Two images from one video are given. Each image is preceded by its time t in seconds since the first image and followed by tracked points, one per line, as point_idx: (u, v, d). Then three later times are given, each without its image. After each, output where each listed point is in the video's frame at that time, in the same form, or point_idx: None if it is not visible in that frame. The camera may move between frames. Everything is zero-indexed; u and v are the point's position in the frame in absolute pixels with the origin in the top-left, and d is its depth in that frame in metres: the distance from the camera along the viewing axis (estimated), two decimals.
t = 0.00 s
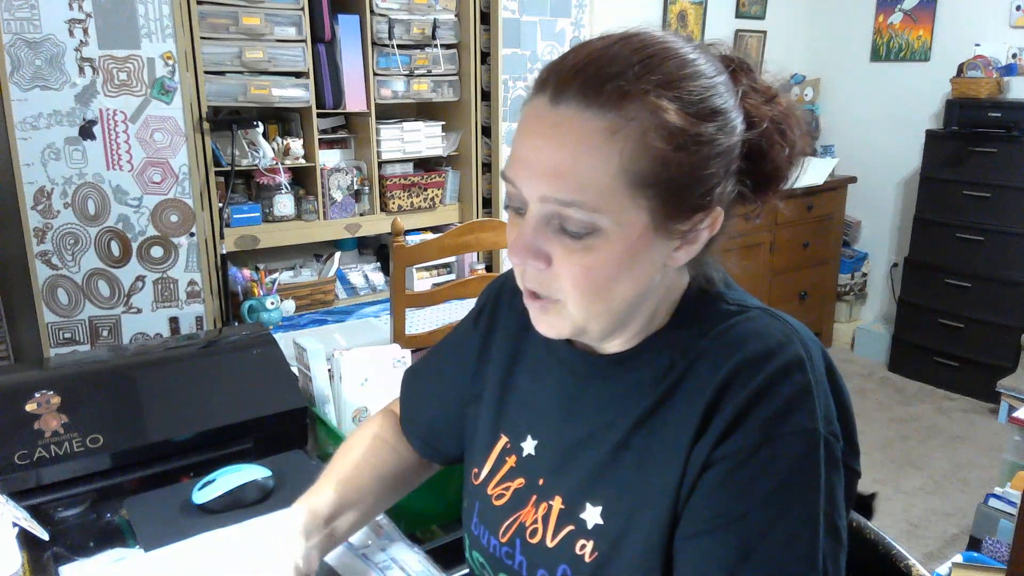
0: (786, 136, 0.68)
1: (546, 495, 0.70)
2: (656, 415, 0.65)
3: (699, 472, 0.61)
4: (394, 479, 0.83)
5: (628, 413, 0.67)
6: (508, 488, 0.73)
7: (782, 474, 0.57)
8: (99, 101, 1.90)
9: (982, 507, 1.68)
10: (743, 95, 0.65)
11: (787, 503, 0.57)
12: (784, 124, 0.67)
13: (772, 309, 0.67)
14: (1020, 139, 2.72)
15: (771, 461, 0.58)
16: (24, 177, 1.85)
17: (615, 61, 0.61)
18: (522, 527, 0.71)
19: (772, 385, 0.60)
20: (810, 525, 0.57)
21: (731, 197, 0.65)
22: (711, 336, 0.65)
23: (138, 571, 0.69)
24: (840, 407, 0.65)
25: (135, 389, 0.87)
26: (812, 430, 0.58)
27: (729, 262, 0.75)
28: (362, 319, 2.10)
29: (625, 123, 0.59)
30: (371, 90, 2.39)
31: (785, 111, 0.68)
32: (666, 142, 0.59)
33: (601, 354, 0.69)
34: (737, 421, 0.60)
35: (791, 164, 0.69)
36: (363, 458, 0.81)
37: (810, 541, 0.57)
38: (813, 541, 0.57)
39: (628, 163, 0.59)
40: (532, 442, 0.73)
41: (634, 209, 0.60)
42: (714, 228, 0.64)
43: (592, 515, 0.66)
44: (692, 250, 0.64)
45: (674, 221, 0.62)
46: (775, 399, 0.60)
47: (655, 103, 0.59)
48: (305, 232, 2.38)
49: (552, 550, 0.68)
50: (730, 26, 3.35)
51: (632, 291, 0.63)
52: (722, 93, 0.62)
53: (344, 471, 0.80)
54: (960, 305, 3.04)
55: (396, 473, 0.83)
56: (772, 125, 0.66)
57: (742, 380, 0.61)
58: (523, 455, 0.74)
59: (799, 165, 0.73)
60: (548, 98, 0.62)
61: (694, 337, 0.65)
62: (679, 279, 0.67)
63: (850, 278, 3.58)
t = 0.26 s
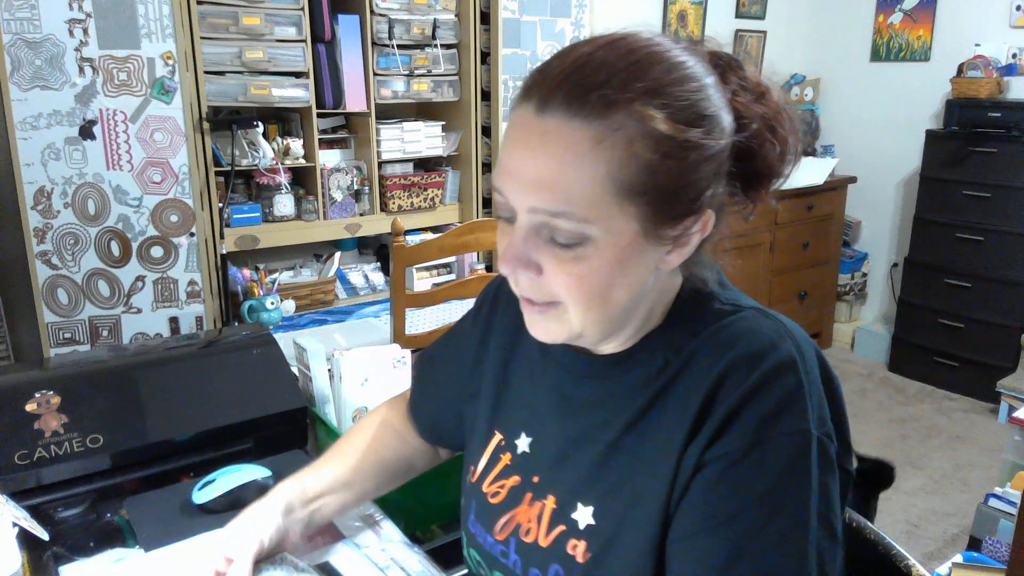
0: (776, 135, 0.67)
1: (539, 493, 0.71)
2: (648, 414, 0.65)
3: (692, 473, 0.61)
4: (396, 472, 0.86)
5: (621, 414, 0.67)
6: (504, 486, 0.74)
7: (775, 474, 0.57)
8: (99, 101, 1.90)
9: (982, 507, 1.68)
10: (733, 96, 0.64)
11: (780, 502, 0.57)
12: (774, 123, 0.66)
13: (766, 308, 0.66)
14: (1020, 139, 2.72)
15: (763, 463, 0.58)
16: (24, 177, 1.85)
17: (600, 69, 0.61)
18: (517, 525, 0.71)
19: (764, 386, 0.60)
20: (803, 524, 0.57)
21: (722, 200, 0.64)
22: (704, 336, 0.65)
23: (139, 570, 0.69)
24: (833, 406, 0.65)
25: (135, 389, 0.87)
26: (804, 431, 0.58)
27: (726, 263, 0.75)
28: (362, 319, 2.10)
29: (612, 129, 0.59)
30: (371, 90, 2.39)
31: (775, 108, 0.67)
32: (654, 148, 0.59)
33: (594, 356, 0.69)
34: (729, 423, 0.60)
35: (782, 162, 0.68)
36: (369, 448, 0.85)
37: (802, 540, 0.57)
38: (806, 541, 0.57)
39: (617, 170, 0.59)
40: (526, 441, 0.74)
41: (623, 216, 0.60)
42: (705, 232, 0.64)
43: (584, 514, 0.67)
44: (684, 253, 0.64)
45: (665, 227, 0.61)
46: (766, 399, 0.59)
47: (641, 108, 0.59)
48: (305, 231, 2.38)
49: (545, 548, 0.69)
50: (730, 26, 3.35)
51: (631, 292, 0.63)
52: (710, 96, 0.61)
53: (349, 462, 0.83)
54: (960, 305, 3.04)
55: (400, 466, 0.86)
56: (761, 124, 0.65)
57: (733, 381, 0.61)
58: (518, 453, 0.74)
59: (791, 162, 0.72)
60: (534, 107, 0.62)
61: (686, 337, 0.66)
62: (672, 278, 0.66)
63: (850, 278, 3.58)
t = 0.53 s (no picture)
0: (765, 119, 0.67)
1: (543, 495, 0.71)
2: (653, 416, 0.65)
3: (702, 477, 0.60)
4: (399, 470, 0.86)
5: (626, 415, 0.67)
6: (505, 488, 0.74)
7: (788, 475, 0.57)
8: (99, 101, 1.90)
9: (982, 508, 1.68)
10: (721, 84, 0.64)
11: (793, 504, 0.56)
12: (761, 108, 0.66)
13: (769, 309, 0.66)
14: (1020, 139, 2.72)
15: (774, 465, 0.57)
16: (25, 176, 1.85)
17: (587, 67, 0.61)
18: (518, 526, 0.71)
19: (772, 388, 0.60)
20: (817, 525, 0.56)
21: (716, 192, 0.64)
22: (710, 339, 0.65)
23: (140, 569, 0.69)
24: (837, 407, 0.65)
25: (135, 389, 0.87)
26: (814, 432, 0.58)
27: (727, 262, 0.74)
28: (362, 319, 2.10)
29: (601, 125, 0.59)
30: (371, 90, 2.39)
31: (762, 95, 0.67)
32: (646, 141, 0.59)
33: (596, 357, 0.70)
34: (739, 425, 0.60)
35: (773, 147, 0.68)
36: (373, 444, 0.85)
37: (816, 542, 0.56)
38: (819, 542, 0.56)
39: (611, 164, 0.59)
40: (529, 442, 0.74)
41: (622, 210, 0.60)
42: (703, 222, 0.64)
43: (588, 515, 0.67)
44: (683, 245, 0.64)
45: (662, 218, 0.61)
46: (775, 402, 0.59)
47: (629, 102, 0.59)
48: (303, 232, 2.38)
49: (547, 550, 0.69)
50: (730, 26, 3.35)
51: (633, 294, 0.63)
52: (697, 86, 0.61)
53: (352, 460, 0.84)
54: (960, 305, 3.04)
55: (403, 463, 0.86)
56: (749, 112, 0.65)
57: (742, 384, 0.61)
58: (520, 455, 0.74)
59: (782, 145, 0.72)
60: (523, 109, 0.62)
61: (690, 340, 0.66)
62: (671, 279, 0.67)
63: (850, 278, 3.58)
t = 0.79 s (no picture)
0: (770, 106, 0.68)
1: (559, 493, 0.70)
2: (673, 414, 0.65)
3: (727, 476, 0.60)
4: (399, 471, 0.85)
5: (644, 415, 0.67)
6: (520, 485, 0.73)
7: (815, 474, 0.56)
8: (99, 101, 1.90)
9: (982, 507, 1.68)
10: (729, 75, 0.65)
11: (819, 503, 0.56)
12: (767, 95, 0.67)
13: (789, 311, 0.66)
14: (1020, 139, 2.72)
15: (799, 464, 0.57)
16: (25, 176, 1.85)
17: (600, 69, 0.61)
18: (534, 523, 0.71)
19: (797, 388, 0.60)
20: (843, 524, 0.56)
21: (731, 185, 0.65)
22: (732, 339, 0.64)
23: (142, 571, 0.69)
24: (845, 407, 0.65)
25: (135, 389, 0.87)
26: (839, 432, 0.57)
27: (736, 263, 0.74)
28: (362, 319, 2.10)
29: (620, 125, 0.59)
30: (371, 91, 2.39)
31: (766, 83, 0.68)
32: (665, 137, 0.59)
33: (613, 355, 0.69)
34: (762, 425, 0.59)
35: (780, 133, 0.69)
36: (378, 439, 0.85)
37: (842, 543, 0.56)
38: (842, 542, 0.56)
39: (633, 162, 0.59)
40: (544, 440, 0.74)
41: (644, 209, 0.60)
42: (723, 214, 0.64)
43: (607, 513, 0.66)
44: (705, 236, 0.64)
45: (684, 213, 0.61)
46: (800, 402, 0.59)
47: (646, 101, 0.59)
48: (303, 231, 2.38)
49: (564, 546, 0.68)
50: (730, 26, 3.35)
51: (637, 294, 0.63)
52: (707, 80, 0.62)
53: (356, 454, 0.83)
54: (961, 305, 3.04)
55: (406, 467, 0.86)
56: (758, 102, 0.65)
57: (766, 384, 0.61)
58: (535, 453, 0.74)
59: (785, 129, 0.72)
60: (540, 117, 0.62)
61: (711, 339, 0.65)
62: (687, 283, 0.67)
63: (850, 278, 3.58)
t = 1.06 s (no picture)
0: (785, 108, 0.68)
1: (579, 489, 0.70)
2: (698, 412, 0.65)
3: (746, 472, 0.60)
4: (424, 485, 0.84)
5: (665, 414, 0.66)
6: (538, 482, 0.73)
7: (834, 473, 0.57)
8: (98, 101, 1.90)
9: (982, 507, 1.68)
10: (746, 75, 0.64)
11: (836, 502, 0.56)
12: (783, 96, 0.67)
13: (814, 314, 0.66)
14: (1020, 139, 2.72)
15: (821, 462, 0.57)
16: (24, 176, 1.85)
17: (627, 73, 0.61)
18: (553, 519, 0.70)
19: (821, 390, 0.60)
20: (856, 524, 0.56)
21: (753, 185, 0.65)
22: (758, 338, 0.64)
23: (142, 571, 0.69)
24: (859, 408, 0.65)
25: (134, 389, 0.87)
26: (861, 433, 0.58)
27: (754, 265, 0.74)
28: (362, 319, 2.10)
29: (652, 127, 0.59)
30: (371, 91, 2.39)
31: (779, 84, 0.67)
32: (693, 138, 0.59)
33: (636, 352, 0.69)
34: (785, 423, 0.60)
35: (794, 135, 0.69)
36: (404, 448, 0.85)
37: (855, 543, 0.56)
38: (857, 542, 0.56)
39: (665, 162, 0.59)
40: (563, 437, 0.73)
41: (674, 209, 0.59)
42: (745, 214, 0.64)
43: (628, 510, 0.66)
44: (726, 235, 0.64)
45: (711, 213, 0.61)
46: (823, 403, 0.59)
47: (675, 103, 0.59)
48: (303, 231, 2.38)
49: (585, 541, 0.68)
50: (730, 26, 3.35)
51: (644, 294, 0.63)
52: (729, 82, 0.62)
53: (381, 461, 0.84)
54: (961, 305, 3.04)
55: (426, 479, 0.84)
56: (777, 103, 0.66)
57: (791, 385, 0.61)
58: (552, 451, 0.73)
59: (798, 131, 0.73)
60: (570, 120, 0.61)
61: (736, 339, 0.65)
62: (710, 283, 0.67)
63: (850, 278, 3.58)
